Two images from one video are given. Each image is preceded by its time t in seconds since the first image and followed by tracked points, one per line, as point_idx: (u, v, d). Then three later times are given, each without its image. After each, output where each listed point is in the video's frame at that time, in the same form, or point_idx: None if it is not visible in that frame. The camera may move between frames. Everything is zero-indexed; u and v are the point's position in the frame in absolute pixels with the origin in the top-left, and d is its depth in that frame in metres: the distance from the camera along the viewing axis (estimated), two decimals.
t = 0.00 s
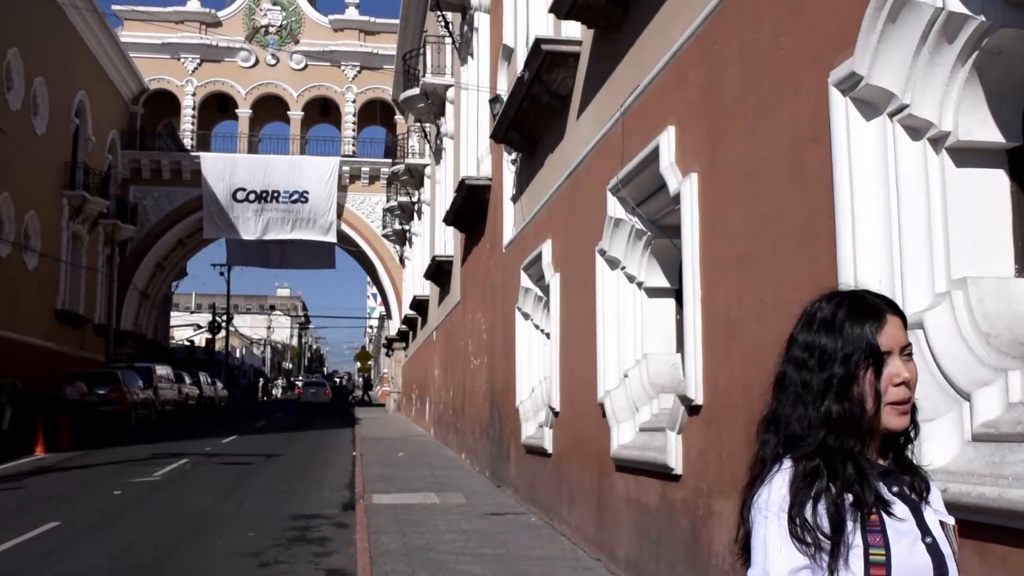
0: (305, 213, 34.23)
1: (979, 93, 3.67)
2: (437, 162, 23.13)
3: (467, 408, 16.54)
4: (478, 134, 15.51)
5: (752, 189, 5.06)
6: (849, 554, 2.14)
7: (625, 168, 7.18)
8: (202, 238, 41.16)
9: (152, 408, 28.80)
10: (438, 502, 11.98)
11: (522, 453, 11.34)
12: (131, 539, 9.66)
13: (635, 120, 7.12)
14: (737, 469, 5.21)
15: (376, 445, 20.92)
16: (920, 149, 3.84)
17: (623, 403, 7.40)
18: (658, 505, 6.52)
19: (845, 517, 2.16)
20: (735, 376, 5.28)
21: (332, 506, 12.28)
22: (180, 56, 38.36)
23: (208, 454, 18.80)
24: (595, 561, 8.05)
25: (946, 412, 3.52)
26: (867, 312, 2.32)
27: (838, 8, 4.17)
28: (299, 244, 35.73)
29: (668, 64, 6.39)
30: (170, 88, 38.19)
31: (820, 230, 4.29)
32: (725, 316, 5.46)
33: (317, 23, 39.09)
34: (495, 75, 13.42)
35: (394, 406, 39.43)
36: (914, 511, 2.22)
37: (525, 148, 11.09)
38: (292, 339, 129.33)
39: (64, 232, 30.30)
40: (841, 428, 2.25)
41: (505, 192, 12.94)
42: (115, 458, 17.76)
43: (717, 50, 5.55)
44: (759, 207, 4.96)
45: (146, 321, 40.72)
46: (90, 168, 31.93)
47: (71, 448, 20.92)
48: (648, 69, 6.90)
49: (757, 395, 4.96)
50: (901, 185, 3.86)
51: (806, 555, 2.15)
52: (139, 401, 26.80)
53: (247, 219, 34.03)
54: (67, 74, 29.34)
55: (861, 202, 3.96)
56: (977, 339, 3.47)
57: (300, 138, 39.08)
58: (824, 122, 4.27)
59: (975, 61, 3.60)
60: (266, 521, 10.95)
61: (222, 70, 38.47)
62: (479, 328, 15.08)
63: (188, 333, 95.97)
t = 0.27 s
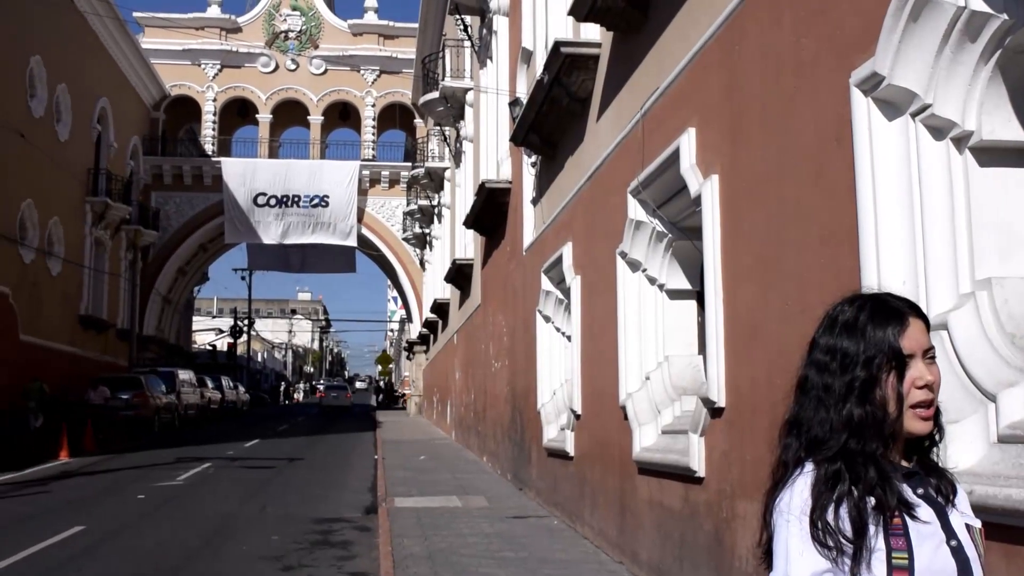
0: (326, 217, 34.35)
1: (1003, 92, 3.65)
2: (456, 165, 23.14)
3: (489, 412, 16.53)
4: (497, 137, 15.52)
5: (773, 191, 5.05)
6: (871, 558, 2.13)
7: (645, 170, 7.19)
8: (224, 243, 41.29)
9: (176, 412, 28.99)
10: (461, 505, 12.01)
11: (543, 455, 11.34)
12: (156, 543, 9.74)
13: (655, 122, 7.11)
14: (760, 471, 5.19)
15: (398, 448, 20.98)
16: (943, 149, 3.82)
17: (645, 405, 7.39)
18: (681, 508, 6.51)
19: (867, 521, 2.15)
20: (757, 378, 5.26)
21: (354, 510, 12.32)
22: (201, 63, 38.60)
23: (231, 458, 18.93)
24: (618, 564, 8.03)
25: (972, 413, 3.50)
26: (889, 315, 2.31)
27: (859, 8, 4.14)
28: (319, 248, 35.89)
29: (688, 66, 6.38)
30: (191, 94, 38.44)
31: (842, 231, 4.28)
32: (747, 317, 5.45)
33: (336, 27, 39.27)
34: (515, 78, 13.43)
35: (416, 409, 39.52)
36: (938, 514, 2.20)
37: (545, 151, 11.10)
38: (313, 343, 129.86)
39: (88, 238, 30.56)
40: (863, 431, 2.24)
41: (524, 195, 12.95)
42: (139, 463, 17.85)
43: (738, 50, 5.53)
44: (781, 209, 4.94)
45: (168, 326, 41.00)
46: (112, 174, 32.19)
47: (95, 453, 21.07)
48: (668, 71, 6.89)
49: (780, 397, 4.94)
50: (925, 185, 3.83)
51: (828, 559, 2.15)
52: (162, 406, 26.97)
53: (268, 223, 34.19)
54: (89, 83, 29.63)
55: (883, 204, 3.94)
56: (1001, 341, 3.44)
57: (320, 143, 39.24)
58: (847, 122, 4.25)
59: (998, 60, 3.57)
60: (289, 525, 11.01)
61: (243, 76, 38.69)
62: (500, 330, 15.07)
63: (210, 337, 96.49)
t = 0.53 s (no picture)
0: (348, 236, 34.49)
1: None
2: (478, 183, 23.23)
3: (512, 429, 16.50)
4: (519, 155, 15.57)
5: (797, 206, 5.03)
6: None
7: (667, 187, 7.19)
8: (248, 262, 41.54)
9: (199, 431, 29.12)
10: (485, 523, 11.98)
11: (567, 473, 11.30)
12: (182, 561, 9.79)
13: (677, 138, 7.11)
14: (787, 489, 5.15)
15: (422, 466, 20.97)
16: (968, 164, 3.81)
17: (669, 422, 7.35)
18: (706, 526, 6.47)
19: (896, 541, 2.13)
20: (783, 395, 5.23)
21: (377, 528, 12.31)
22: (224, 83, 38.93)
23: (255, 476, 18.98)
24: None
25: (1001, 430, 3.46)
26: (915, 334, 2.30)
27: (881, 23, 4.13)
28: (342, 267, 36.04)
29: (710, 82, 6.38)
30: (214, 114, 38.76)
31: (867, 247, 4.25)
32: (771, 334, 5.42)
33: (358, 47, 39.54)
34: (536, 95, 13.47)
35: (439, 427, 39.52)
36: (968, 534, 2.17)
37: (566, 168, 11.11)
38: (336, 361, 130.19)
39: (113, 258, 30.83)
40: (891, 450, 2.22)
41: (546, 212, 12.96)
42: (165, 482, 17.95)
43: (760, 66, 5.53)
44: (804, 224, 4.93)
45: (192, 345, 41.26)
46: (137, 195, 32.49)
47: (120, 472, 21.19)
48: (690, 86, 6.88)
49: (805, 414, 4.91)
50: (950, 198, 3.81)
51: None
52: (186, 425, 27.10)
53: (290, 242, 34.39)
54: (113, 104, 29.96)
55: (909, 218, 3.90)
56: None
57: (342, 161, 39.46)
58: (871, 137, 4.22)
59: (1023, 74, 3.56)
60: (314, 543, 11.03)
61: (265, 96, 39.00)
62: (523, 347, 15.06)
63: (233, 356, 96.99)
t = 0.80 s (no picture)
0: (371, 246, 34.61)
1: None
2: (501, 193, 23.24)
3: (537, 439, 16.47)
4: (541, 164, 15.58)
5: (823, 213, 5.01)
6: None
7: (692, 195, 7.18)
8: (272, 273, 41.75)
9: (225, 442, 29.27)
10: (511, 533, 11.98)
11: (593, 482, 11.28)
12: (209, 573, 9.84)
13: (701, 146, 7.09)
14: (816, 497, 5.12)
15: (448, 476, 20.97)
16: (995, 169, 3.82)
17: (696, 431, 7.32)
18: (734, 536, 6.43)
19: (929, 550, 2.13)
20: (810, 403, 5.20)
21: (404, 538, 12.33)
22: (248, 96, 39.21)
23: (281, 487, 19.05)
24: None
25: None
26: (945, 340, 2.28)
27: (906, 28, 4.12)
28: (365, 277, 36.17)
29: (734, 89, 6.37)
30: (238, 127, 39.06)
31: (894, 254, 4.23)
32: (798, 342, 5.39)
33: (380, 58, 39.72)
34: (558, 105, 13.48)
35: (463, 437, 39.54)
36: (1002, 542, 2.16)
37: (590, 177, 11.11)
38: (360, 372, 130.53)
39: (139, 271, 31.07)
40: (921, 460, 2.21)
41: (570, 221, 12.96)
42: (191, 493, 18.04)
43: (783, 73, 5.52)
44: (830, 232, 4.90)
45: (218, 356, 41.51)
46: (162, 207, 32.78)
47: (147, 483, 21.33)
48: (713, 94, 6.87)
49: (834, 421, 4.88)
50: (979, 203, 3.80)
51: None
52: (213, 436, 27.26)
53: (315, 253, 34.55)
54: (139, 118, 30.28)
55: (936, 225, 3.88)
56: None
57: (365, 172, 39.63)
58: (897, 144, 4.20)
59: None
60: (340, 554, 11.05)
61: (289, 108, 39.24)
62: (548, 357, 15.04)
63: (258, 367, 97.45)
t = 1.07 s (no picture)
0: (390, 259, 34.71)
1: None
2: (519, 205, 23.25)
3: (556, 452, 16.43)
4: (560, 176, 15.59)
5: (843, 225, 4.99)
6: None
7: (711, 207, 7.16)
8: (291, 286, 41.90)
9: (245, 455, 29.35)
10: (531, 546, 11.95)
11: (612, 495, 11.24)
12: None
13: (720, 157, 7.08)
14: (837, 511, 5.08)
15: (466, 488, 20.95)
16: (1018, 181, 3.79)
17: (716, 444, 7.28)
18: (755, 549, 6.39)
19: (959, 567, 2.10)
20: (831, 415, 5.17)
21: (423, 551, 12.31)
22: (267, 109, 39.45)
23: (300, 499, 19.08)
24: None
25: None
26: (969, 355, 2.26)
27: (927, 39, 4.09)
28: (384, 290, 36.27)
29: (754, 100, 6.36)
30: (258, 140, 39.29)
31: (915, 266, 4.20)
32: (819, 354, 5.36)
33: (399, 71, 39.89)
34: (577, 117, 13.49)
35: (482, 449, 39.48)
36: None
37: (609, 190, 11.11)
38: (379, 384, 130.70)
39: (159, 284, 31.25)
40: (949, 474, 2.19)
41: (589, 233, 12.96)
42: (212, 505, 18.11)
43: (803, 84, 5.51)
44: (851, 243, 4.88)
45: (237, 368, 41.68)
46: (182, 221, 32.99)
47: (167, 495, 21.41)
48: (733, 105, 6.86)
49: (855, 433, 4.85)
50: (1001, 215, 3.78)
51: None
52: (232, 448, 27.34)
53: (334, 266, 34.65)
54: (159, 132, 30.52)
55: (958, 236, 3.86)
56: None
57: (384, 185, 39.78)
58: (918, 155, 4.18)
59: None
60: (359, 567, 11.06)
61: (308, 121, 39.44)
62: (566, 369, 15.02)
63: (277, 379, 97.73)
